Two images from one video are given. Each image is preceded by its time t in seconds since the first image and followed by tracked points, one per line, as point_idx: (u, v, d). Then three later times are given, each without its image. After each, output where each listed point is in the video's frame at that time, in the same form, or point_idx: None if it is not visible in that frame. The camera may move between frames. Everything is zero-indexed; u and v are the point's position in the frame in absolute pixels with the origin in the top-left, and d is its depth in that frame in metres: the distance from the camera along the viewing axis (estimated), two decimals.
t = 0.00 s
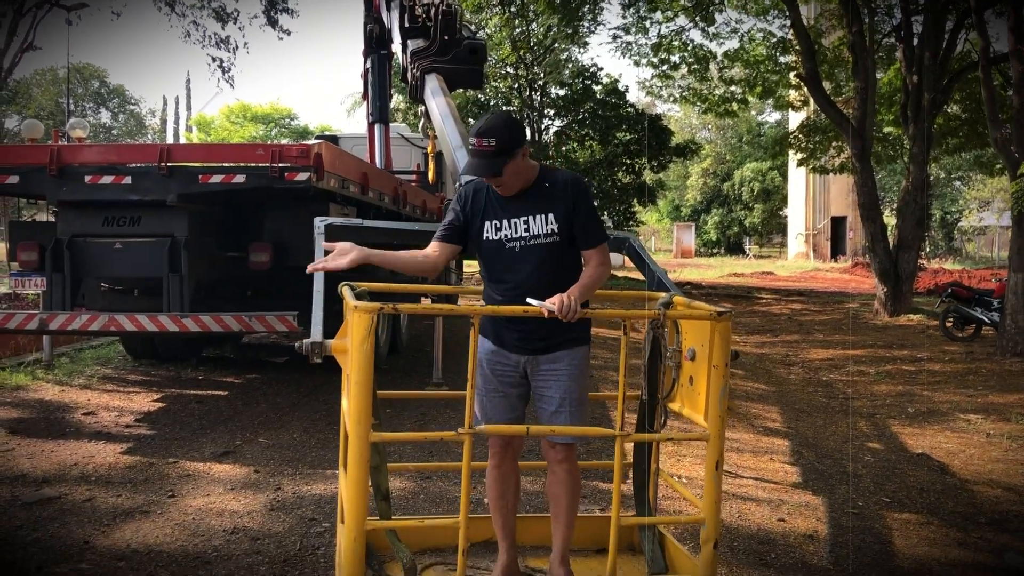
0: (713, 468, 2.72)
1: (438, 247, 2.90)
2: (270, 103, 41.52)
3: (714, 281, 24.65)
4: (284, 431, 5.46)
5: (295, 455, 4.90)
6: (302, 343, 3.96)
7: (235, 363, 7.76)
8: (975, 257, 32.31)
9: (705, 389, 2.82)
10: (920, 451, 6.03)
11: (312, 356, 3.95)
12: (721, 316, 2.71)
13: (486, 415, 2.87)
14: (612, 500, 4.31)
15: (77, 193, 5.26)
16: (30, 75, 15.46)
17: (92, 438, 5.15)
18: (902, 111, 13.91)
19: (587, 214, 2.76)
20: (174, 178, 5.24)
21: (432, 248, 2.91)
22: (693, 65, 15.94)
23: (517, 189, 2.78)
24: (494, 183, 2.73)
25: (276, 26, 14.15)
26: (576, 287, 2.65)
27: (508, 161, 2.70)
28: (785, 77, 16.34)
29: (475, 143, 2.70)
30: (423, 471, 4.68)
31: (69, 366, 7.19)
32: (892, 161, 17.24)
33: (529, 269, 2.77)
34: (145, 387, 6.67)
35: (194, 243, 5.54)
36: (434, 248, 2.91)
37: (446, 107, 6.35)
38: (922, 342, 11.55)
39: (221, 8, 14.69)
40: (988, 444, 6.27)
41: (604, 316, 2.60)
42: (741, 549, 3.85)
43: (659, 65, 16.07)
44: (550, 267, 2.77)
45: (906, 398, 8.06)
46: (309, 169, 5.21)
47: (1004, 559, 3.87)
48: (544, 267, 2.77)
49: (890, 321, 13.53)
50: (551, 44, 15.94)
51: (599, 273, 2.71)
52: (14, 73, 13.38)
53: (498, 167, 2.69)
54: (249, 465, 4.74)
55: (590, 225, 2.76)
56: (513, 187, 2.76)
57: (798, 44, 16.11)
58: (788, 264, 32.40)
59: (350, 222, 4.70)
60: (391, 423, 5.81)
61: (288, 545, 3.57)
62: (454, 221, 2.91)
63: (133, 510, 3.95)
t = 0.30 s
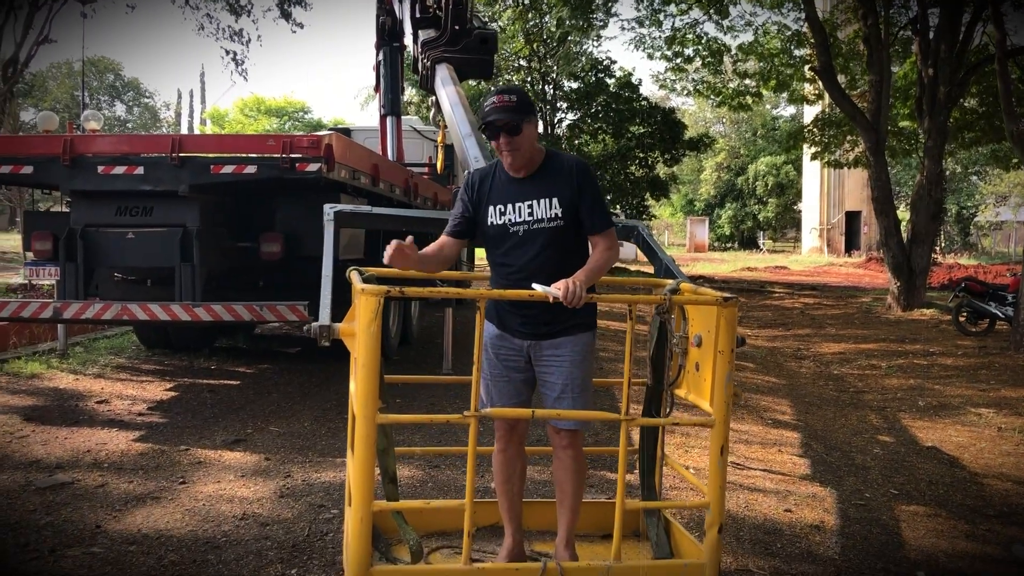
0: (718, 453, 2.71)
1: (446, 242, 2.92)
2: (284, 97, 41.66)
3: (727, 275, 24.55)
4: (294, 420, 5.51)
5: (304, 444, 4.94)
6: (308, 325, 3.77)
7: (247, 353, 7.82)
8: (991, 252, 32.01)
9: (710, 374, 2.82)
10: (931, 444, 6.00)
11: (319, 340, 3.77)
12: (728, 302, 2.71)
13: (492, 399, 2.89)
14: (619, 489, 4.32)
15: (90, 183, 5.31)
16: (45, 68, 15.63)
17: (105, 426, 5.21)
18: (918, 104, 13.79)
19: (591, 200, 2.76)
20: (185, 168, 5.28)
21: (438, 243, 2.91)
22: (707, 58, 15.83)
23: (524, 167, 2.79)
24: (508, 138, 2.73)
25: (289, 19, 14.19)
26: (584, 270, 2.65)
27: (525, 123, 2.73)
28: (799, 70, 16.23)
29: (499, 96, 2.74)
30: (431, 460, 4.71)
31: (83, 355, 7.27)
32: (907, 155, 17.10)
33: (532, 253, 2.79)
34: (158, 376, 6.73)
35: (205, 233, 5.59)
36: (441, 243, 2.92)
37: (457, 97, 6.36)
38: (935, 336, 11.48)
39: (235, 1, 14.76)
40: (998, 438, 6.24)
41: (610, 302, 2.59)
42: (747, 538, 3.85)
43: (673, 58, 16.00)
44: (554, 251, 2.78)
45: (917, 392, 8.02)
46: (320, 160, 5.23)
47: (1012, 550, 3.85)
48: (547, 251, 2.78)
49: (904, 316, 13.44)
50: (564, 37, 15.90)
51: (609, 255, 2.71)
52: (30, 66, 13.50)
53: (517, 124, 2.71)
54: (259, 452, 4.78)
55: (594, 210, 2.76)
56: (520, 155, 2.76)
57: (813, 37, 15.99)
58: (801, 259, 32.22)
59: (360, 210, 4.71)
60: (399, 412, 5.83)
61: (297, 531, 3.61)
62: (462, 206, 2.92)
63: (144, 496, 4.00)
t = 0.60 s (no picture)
0: (727, 439, 2.72)
1: (465, 229, 2.86)
2: (295, 92, 41.75)
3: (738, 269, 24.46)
4: (305, 412, 5.55)
5: (316, 435, 4.98)
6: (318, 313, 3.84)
7: (259, 347, 7.88)
8: (1005, 245, 31.74)
9: (718, 361, 2.82)
10: (943, 436, 5.99)
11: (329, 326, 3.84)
12: (736, 288, 2.72)
13: (501, 386, 2.91)
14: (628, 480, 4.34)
15: (104, 178, 5.36)
16: (59, 65, 15.75)
17: (119, 418, 5.27)
18: (930, 96, 13.68)
19: (609, 184, 2.83)
20: (197, 163, 5.32)
21: (456, 244, 2.82)
22: (718, 51, 15.76)
23: (548, 138, 2.83)
24: (542, 93, 2.81)
25: (300, 14, 14.22)
26: (593, 257, 2.67)
27: (558, 89, 2.84)
28: (810, 63, 16.13)
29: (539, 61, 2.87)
30: (441, 452, 4.74)
31: (97, 349, 7.33)
32: (920, 147, 16.97)
33: (548, 229, 2.80)
34: (171, 370, 6.79)
35: (218, 227, 5.63)
36: (460, 232, 2.85)
37: (467, 88, 6.39)
38: (947, 329, 11.41)
39: None
40: (1010, 430, 6.22)
41: (617, 287, 2.61)
42: (757, 529, 3.86)
43: (683, 51, 15.94)
44: (569, 229, 2.81)
45: (929, 385, 7.99)
46: (331, 154, 5.25)
47: (1023, 542, 3.84)
48: (563, 228, 2.80)
49: (916, 309, 13.36)
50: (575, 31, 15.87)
51: (616, 245, 2.75)
52: (44, 63, 13.58)
53: (552, 85, 2.82)
54: (271, 444, 4.82)
55: (611, 194, 2.82)
56: (548, 115, 2.81)
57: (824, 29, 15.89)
58: (813, 252, 32.05)
59: (369, 200, 4.74)
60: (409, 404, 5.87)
61: (309, 521, 3.65)
62: (477, 178, 2.88)
63: (158, 487, 4.05)
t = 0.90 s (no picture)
0: (734, 432, 2.73)
1: (473, 222, 2.89)
2: (296, 93, 41.77)
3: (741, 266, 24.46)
4: (312, 412, 5.58)
5: (324, 435, 5.01)
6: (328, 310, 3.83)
7: (264, 347, 7.91)
8: (1007, 240, 31.68)
9: (725, 354, 2.83)
10: (948, 431, 6.00)
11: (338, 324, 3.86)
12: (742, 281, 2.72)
13: (509, 381, 2.93)
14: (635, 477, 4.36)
15: (110, 181, 5.40)
16: (61, 68, 15.80)
17: (128, 420, 5.30)
18: (931, 90, 13.66)
19: (619, 182, 2.86)
20: (202, 166, 5.35)
21: (464, 236, 2.85)
22: (719, 48, 15.76)
23: (560, 136, 2.85)
24: (556, 94, 2.80)
25: (301, 15, 14.26)
26: (600, 253, 2.69)
27: (571, 89, 2.84)
28: (811, 58, 16.12)
29: (552, 59, 2.85)
30: (449, 450, 4.76)
31: (104, 351, 7.38)
32: (922, 142, 16.96)
33: (557, 224, 2.82)
34: (178, 371, 6.83)
35: (224, 229, 5.66)
36: (467, 224, 2.89)
37: (470, 87, 6.41)
38: (951, 324, 11.41)
39: None
40: (1014, 424, 6.23)
41: (625, 281, 2.62)
42: (763, 524, 3.88)
43: (684, 48, 15.95)
44: (578, 225, 2.83)
45: (933, 379, 8.00)
46: (335, 155, 5.28)
47: None
48: (573, 223, 2.82)
49: (919, 304, 13.36)
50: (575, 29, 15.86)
51: (623, 242, 2.77)
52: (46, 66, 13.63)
53: (565, 86, 2.82)
54: (280, 445, 4.86)
55: (620, 192, 2.85)
56: (561, 118, 2.82)
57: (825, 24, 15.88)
58: (816, 248, 32.02)
59: (376, 198, 4.74)
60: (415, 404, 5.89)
61: (319, 520, 3.68)
62: (487, 173, 2.90)
63: (169, 488, 4.08)
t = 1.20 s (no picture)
0: (740, 427, 2.77)
1: (476, 219, 2.95)
2: (290, 97, 41.75)
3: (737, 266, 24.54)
4: (316, 416, 5.62)
5: (330, 439, 5.04)
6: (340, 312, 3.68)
7: (266, 352, 7.94)
8: (1000, 236, 31.85)
9: (730, 350, 2.88)
10: (947, 427, 6.06)
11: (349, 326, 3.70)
12: (746, 278, 2.77)
13: (516, 380, 2.97)
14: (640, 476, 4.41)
15: (112, 189, 5.43)
16: (54, 75, 15.78)
17: (133, 426, 5.32)
18: (924, 89, 13.75)
19: (624, 184, 2.90)
20: (205, 172, 5.38)
21: (468, 234, 2.90)
22: (712, 49, 15.84)
23: (565, 139, 2.90)
24: (563, 97, 2.84)
25: (295, 20, 14.27)
26: (606, 252, 2.73)
27: (578, 91, 2.87)
28: (804, 58, 16.21)
29: (558, 61, 2.88)
30: (454, 452, 4.80)
31: (106, 358, 7.39)
32: (915, 141, 17.06)
33: (563, 225, 2.87)
34: (180, 377, 6.85)
35: (226, 235, 5.69)
36: (471, 221, 2.95)
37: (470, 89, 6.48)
38: (946, 321, 11.49)
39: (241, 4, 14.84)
40: (1011, 420, 6.30)
41: (632, 280, 2.66)
42: (768, 522, 3.93)
43: (678, 49, 16.04)
44: (583, 226, 2.87)
45: (930, 376, 8.07)
46: (337, 160, 5.32)
47: None
48: (578, 225, 2.86)
49: (915, 302, 13.45)
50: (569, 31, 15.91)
51: (628, 242, 2.81)
52: (41, 74, 13.62)
53: (571, 89, 2.86)
54: (285, 449, 4.88)
55: (625, 194, 2.89)
56: (568, 121, 2.86)
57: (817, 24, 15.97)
58: (811, 247, 32.13)
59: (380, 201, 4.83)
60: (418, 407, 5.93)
61: (328, 523, 3.71)
62: (493, 175, 2.95)
63: (177, 493, 4.11)
